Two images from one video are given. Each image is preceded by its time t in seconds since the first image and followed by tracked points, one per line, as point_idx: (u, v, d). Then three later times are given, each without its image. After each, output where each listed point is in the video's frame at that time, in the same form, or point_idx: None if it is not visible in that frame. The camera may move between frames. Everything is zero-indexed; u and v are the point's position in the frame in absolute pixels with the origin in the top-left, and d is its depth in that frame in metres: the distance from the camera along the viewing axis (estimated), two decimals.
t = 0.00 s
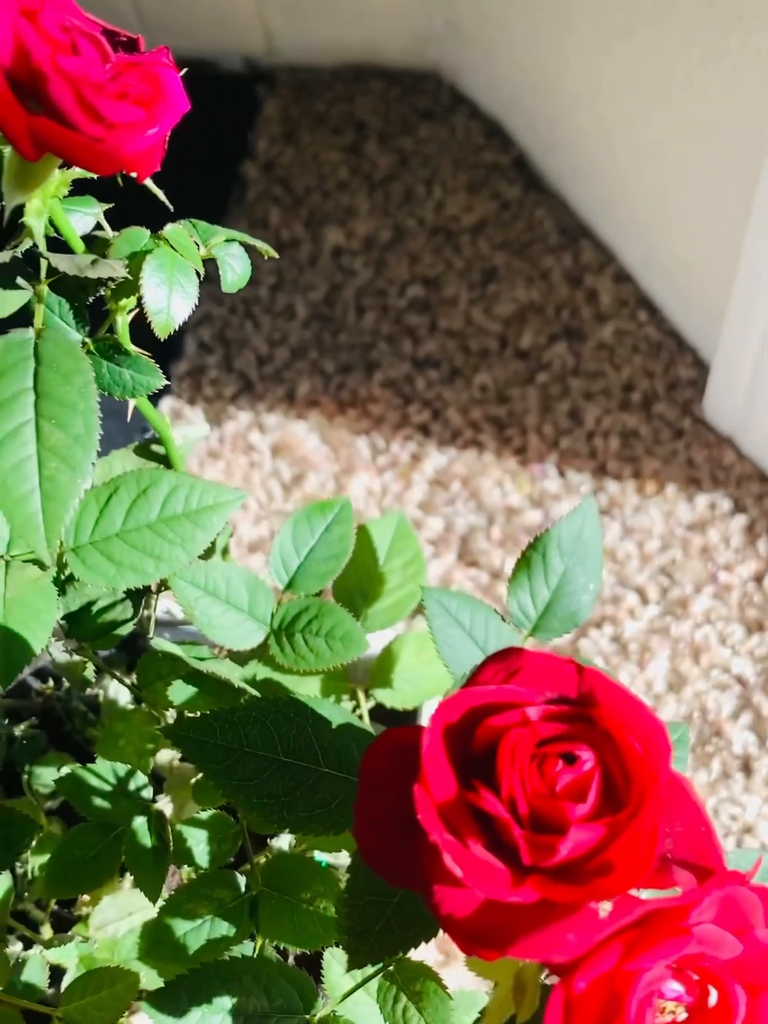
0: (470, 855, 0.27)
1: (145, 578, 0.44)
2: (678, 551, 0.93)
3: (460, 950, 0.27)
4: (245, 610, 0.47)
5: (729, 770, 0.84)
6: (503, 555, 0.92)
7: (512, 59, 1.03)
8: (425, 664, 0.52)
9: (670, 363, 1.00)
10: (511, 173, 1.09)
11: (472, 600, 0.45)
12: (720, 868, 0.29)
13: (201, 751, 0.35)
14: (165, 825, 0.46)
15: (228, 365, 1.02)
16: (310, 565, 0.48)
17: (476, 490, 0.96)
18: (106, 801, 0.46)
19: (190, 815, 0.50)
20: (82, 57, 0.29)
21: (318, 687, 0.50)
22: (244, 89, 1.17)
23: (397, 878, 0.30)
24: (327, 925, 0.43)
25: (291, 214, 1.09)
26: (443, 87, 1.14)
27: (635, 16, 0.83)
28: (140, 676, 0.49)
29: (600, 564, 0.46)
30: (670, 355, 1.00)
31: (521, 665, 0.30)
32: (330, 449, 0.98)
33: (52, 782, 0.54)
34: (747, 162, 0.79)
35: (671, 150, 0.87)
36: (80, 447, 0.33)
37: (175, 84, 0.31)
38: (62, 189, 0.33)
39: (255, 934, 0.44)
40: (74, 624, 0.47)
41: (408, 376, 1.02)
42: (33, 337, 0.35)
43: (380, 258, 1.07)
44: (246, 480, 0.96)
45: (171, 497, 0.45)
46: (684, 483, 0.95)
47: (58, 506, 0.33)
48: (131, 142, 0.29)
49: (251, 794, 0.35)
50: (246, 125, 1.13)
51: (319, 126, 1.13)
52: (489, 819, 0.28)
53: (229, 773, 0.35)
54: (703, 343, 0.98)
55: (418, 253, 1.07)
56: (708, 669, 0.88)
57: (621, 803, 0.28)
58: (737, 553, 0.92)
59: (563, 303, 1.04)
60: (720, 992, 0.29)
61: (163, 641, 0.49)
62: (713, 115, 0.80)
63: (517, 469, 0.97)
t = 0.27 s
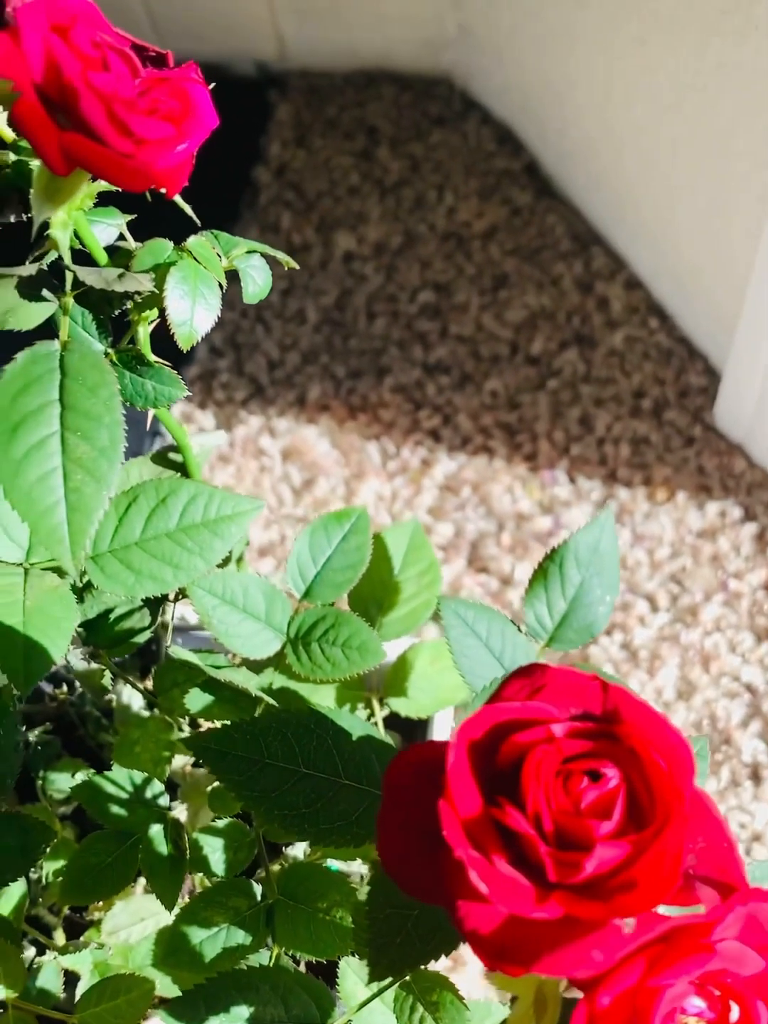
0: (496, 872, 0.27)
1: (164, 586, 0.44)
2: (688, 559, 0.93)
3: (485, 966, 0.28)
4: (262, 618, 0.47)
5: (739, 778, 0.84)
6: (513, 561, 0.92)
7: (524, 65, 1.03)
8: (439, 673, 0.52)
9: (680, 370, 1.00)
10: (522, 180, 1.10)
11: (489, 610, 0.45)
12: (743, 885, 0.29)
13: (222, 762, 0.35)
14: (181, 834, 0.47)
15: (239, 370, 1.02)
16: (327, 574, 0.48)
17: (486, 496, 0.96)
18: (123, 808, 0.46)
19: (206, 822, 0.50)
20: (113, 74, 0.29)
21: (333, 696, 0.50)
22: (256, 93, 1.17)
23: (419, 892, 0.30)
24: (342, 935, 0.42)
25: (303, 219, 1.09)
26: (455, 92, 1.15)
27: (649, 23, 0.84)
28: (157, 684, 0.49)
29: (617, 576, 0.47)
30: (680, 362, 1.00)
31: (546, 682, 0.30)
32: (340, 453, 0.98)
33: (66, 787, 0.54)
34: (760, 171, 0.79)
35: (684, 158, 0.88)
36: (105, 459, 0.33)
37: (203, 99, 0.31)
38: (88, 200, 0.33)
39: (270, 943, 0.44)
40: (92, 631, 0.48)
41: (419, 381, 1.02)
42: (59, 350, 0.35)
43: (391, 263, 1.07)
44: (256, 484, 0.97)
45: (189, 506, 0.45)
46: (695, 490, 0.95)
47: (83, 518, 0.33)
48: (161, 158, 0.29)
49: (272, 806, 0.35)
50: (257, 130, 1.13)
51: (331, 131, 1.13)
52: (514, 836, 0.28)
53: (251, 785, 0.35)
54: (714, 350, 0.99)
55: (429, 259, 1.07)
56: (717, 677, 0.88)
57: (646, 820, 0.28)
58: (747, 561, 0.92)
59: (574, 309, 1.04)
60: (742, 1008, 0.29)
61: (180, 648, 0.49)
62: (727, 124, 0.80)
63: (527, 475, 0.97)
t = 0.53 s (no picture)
0: (514, 885, 0.27)
1: (177, 593, 0.44)
2: (697, 565, 0.93)
3: (503, 978, 0.28)
4: (275, 625, 0.47)
5: (746, 785, 0.84)
6: (521, 566, 0.93)
7: (535, 71, 1.03)
8: (451, 680, 0.52)
9: (689, 376, 1.00)
10: (532, 185, 1.10)
11: (502, 619, 0.45)
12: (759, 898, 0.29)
13: (238, 771, 0.36)
14: (193, 840, 0.47)
15: (249, 373, 1.02)
16: (340, 582, 0.48)
17: (494, 501, 0.96)
18: (135, 815, 0.46)
19: (217, 828, 0.51)
20: (136, 86, 0.29)
21: (344, 704, 0.50)
22: (266, 97, 1.17)
23: (436, 903, 0.30)
24: (355, 943, 0.42)
25: (312, 222, 1.09)
26: (465, 97, 1.15)
27: (661, 31, 0.84)
28: (169, 692, 0.49)
29: (630, 585, 0.47)
30: (689, 368, 1.00)
31: (564, 695, 0.30)
32: (349, 457, 0.98)
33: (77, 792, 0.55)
34: None
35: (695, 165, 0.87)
36: (124, 468, 0.33)
37: (225, 112, 0.31)
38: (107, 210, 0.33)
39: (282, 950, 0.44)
40: (105, 637, 0.48)
41: (428, 386, 1.02)
42: (78, 360, 0.35)
43: (400, 268, 1.07)
44: (265, 487, 0.97)
45: (204, 513, 0.45)
46: (703, 497, 0.95)
47: (101, 527, 0.33)
48: (184, 171, 0.29)
49: (287, 816, 0.35)
50: (267, 134, 1.14)
51: (341, 135, 1.13)
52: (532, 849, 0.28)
53: (266, 794, 0.35)
54: (723, 356, 0.99)
55: (439, 263, 1.07)
56: (725, 684, 0.88)
57: (664, 835, 0.28)
58: (755, 568, 0.92)
59: (584, 314, 1.04)
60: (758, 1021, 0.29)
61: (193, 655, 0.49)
62: (737, 131, 0.80)
63: (535, 480, 0.97)
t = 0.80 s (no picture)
0: (521, 889, 0.27)
1: (184, 597, 0.45)
2: (700, 569, 0.93)
3: (509, 981, 0.28)
4: (281, 629, 0.48)
5: (748, 788, 0.84)
6: (525, 570, 0.93)
7: (540, 75, 1.03)
8: (456, 683, 0.53)
9: (694, 380, 1.00)
10: (537, 188, 1.10)
11: (507, 623, 0.45)
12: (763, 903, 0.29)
13: (245, 774, 0.36)
14: (199, 841, 0.47)
15: (253, 375, 1.03)
16: (346, 585, 0.49)
17: (498, 504, 0.96)
18: (142, 816, 0.47)
19: (222, 829, 0.51)
20: (149, 95, 0.29)
21: (349, 707, 0.50)
22: (272, 100, 1.17)
23: (443, 907, 0.30)
24: (360, 945, 0.42)
25: (318, 225, 1.09)
26: (471, 100, 1.15)
27: (667, 36, 0.84)
28: (176, 694, 0.49)
29: (634, 589, 0.47)
30: (693, 372, 1.01)
31: (571, 701, 0.30)
32: (353, 460, 0.98)
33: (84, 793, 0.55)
34: None
35: (700, 170, 0.88)
36: (134, 473, 0.33)
37: (236, 121, 0.31)
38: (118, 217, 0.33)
39: (287, 951, 0.44)
40: (112, 639, 0.48)
41: (432, 388, 1.02)
42: (89, 365, 0.35)
43: (405, 271, 1.07)
44: (270, 489, 0.97)
45: (211, 517, 0.45)
46: (707, 500, 0.96)
47: (111, 532, 0.33)
48: (196, 180, 0.29)
49: (294, 819, 0.36)
50: (273, 136, 1.14)
51: (346, 138, 1.13)
52: (538, 853, 0.28)
53: (273, 796, 0.36)
54: (727, 360, 0.99)
55: (443, 267, 1.07)
56: (728, 688, 0.88)
57: (670, 840, 0.28)
58: (759, 572, 0.93)
59: (588, 318, 1.04)
60: None
61: (200, 658, 0.49)
62: (743, 137, 0.80)
63: (539, 483, 0.97)
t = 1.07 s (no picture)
0: (529, 891, 0.27)
1: (193, 598, 0.45)
2: (704, 572, 0.93)
3: (517, 982, 0.28)
4: (289, 630, 0.48)
5: (752, 791, 0.85)
6: (529, 572, 0.93)
7: (546, 79, 1.03)
8: (462, 685, 0.53)
9: (698, 383, 1.01)
10: (543, 192, 1.10)
11: (514, 625, 0.46)
12: None
13: (254, 776, 0.36)
14: (206, 842, 0.47)
15: (259, 377, 1.03)
16: (354, 588, 0.49)
17: (503, 506, 0.97)
18: (150, 816, 0.47)
19: (229, 830, 0.51)
20: (163, 102, 0.29)
21: (356, 709, 0.50)
22: (278, 102, 1.17)
23: (452, 909, 0.30)
24: (366, 946, 0.43)
25: (323, 227, 1.09)
26: (476, 103, 1.15)
27: (674, 41, 0.84)
28: (184, 695, 0.49)
29: (640, 592, 0.47)
30: (698, 375, 1.01)
31: (580, 705, 0.31)
32: (359, 462, 0.99)
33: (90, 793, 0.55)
34: None
35: (706, 175, 0.88)
36: (146, 476, 0.34)
37: (250, 128, 0.31)
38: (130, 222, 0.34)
39: (294, 951, 0.45)
40: (121, 641, 0.48)
41: (437, 391, 1.02)
42: (102, 369, 0.36)
43: (411, 273, 1.08)
44: (275, 491, 0.97)
45: (220, 519, 0.45)
46: (711, 503, 0.96)
47: (123, 534, 0.33)
48: (209, 187, 0.30)
49: (303, 820, 0.36)
50: (279, 138, 1.14)
51: (352, 141, 1.14)
52: (546, 856, 0.28)
53: (282, 798, 0.36)
54: (732, 364, 0.99)
55: (449, 269, 1.08)
56: (732, 691, 0.88)
57: (677, 844, 0.28)
58: (763, 575, 0.93)
59: (593, 321, 1.04)
60: None
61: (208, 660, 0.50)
62: (749, 142, 0.80)
63: (544, 486, 0.98)
